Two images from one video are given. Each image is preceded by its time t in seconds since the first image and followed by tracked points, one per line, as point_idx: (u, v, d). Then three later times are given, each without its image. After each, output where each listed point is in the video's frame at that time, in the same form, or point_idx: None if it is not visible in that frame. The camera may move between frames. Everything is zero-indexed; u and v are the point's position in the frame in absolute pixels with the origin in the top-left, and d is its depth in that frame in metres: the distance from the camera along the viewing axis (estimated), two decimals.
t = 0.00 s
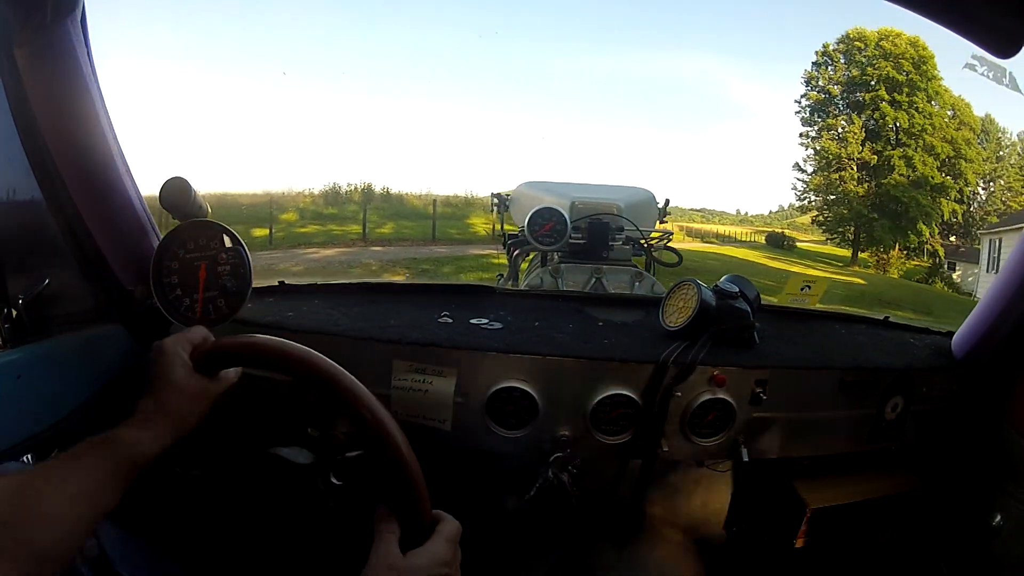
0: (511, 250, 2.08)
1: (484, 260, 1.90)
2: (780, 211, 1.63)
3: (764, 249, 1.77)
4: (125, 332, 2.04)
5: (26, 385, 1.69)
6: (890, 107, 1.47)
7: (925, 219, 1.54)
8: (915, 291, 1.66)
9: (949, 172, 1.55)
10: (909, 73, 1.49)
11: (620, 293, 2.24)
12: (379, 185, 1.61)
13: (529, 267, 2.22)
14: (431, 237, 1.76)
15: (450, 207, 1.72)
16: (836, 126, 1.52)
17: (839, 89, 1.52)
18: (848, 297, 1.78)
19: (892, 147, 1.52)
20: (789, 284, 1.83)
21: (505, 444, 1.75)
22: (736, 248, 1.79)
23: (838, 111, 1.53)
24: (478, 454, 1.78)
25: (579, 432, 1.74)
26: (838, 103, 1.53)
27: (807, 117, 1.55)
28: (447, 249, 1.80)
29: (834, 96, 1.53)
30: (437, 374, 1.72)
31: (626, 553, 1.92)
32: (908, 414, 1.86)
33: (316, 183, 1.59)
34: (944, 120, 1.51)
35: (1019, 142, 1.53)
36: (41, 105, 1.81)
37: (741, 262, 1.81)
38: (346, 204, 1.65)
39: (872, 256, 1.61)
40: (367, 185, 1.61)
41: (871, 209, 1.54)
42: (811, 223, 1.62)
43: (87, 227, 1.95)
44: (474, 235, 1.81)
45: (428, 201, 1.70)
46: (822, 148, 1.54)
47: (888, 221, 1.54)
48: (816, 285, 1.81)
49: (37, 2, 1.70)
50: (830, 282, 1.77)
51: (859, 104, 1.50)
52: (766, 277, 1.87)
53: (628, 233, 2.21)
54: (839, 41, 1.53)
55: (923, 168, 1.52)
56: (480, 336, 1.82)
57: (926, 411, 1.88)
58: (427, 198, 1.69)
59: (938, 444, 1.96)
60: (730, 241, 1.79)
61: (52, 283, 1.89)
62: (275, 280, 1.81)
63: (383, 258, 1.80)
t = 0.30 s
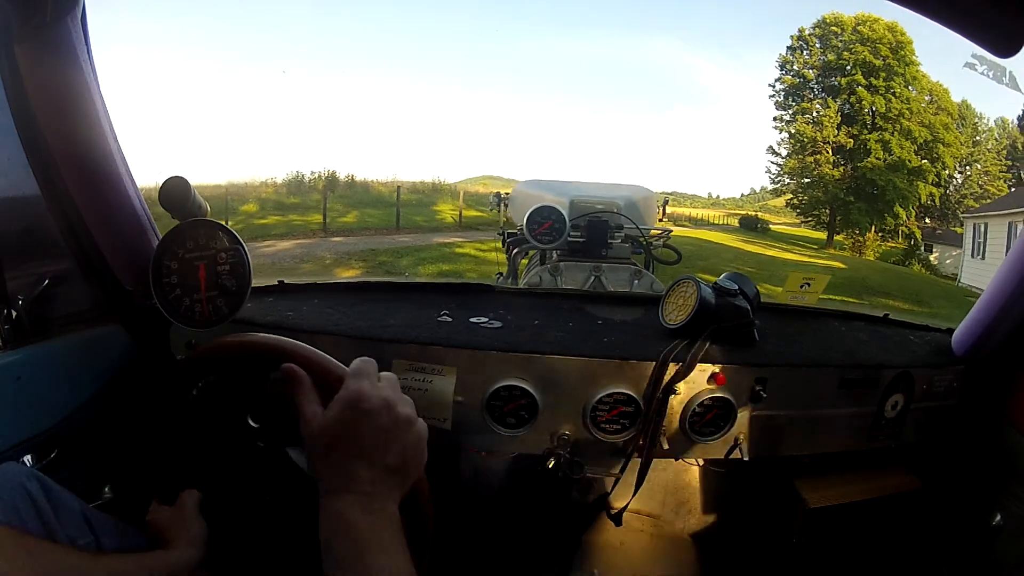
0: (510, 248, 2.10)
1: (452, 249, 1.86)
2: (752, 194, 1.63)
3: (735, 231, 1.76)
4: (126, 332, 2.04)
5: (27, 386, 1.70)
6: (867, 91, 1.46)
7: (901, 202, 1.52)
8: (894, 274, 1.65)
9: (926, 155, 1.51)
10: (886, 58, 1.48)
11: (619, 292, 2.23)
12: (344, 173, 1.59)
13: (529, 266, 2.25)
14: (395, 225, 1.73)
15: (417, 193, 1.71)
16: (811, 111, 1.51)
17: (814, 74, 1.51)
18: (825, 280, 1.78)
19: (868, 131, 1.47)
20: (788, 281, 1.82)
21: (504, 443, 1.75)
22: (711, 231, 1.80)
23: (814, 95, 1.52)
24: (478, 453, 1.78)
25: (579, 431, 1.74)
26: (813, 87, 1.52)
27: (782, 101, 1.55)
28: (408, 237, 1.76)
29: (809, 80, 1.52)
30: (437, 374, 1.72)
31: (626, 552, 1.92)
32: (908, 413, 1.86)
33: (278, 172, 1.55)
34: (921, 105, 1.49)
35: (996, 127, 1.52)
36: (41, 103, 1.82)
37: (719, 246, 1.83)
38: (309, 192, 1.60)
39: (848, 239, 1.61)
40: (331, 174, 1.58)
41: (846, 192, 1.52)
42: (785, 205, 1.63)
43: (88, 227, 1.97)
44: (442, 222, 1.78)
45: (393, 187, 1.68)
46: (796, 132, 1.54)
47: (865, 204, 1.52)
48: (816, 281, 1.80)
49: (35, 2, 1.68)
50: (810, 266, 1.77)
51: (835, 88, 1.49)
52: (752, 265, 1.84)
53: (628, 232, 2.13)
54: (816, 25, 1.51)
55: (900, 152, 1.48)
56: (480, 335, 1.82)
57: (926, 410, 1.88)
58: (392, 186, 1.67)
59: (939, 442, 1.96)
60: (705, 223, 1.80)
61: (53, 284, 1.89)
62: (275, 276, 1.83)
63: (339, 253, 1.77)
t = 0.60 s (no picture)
0: (511, 251, 2.10)
1: (429, 249, 1.90)
2: (735, 185, 1.63)
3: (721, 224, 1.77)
4: (126, 334, 2.04)
5: (27, 388, 1.70)
6: (851, 81, 1.45)
7: (887, 192, 1.49)
8: (878, 262, 1.64)
9: (913, 145, 1.50)
10: (870, 48, 1.50)
11: (620, 295, 2.23)
12: (319, 171, 1.60)
13: (530, 270, 2.25)
14: (371, 224, 1.75)
15: (395, 189, 1.71)
16: (795, 101, 1.53)
17: (797, 64, 1.53)
18: (812, 271, 1.78)
19: (853, 121, 1.47)
20: (788, 284, 1.84)
21: (504, 445, 1.75)
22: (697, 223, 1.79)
23: (798, 85, 1.54)
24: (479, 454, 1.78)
25: (579, 433, 1.74)
26: (797, 78, 1.53)
27: (766, 91, 1.58)
28: (381, 234, 1.79)
29: (792, 70, 1.53)
30: (437, 376, 1.72)
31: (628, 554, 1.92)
32: (908, 414, 1.86)
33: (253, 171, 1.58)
34: (908, 95, 1.50)
35: (980, 117, 1.56)
36: (42, 103, 1.82)
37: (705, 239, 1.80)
38: (286, 192, 1.64)
39: (833, 229, 1.59)
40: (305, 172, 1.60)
41: (832, 182, 1.50)
42: (770, 196, 1.62)
43: (88, 228, 1.97)
44: (421, 219, 1.77)
45: (367, 184, 1.68)
46: (782, 122, 1.55)
47: (850, 194, 1.50)
48: (816, 284, 1.82)
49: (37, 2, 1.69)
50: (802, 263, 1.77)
51: (819, 79, 1.48)
52: (743, 260, 1.82)
53: (628, 234, 2.14)
54: (799, 16, 1.56)
55: (886, 142, 1.47)
56: (480, 337, 1.82)
57: (926, 411, 1.88)
58: (366, 182, 1.68)
59: (938, 442, 1.97)
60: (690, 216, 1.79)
61: (53, 287, 1.87)
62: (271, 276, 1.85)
63: (307, 255, 1.83)
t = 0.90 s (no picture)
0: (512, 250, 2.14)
1: (406, 244, 1.87)
2: (721, 179, 1.65)
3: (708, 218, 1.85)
4: (125, 331, 2.03)
5: (27, 385, 1.68)
6: (842, 76, 1.46)
7: (878, 189, 1.52)
8: (865, 258, 1.67)
9: (904, 142, 1.54)
10: (863, 42, 1.48)
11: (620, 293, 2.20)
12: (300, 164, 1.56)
13: (529, 266, 2.24)
14: (350, 217, 1.74)
15: (375, 181, 1.71)
16: (785, 96, 1.53)
17: (787, 58, 1.53)
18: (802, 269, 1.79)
19: (843, 117, 1.50)
20: (788, 284, 1.83)
21: (504, 442, 1.75)
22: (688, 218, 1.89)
23: (788, 80, 1.54)
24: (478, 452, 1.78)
25: (579, 431, 1.74)
26: (787, 72, 1.53)
27: (755, 86, 1.57)
28: (360, 228, 1.79)
29: (782, 65, 1.53)
30: (437, 373, 1.72)
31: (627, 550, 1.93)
32: (908, 413, 1.86)
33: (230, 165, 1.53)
34: (899, 91, 1.51)
35: (970, 115, 1.55)
36: (42, 101, 1.82)
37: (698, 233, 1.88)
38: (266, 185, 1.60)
39: (822, 226, 1.62)
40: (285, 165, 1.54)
41: (822, 178, 1.54)
42: (760, 191, 1.65)
43: (87, 225, 1.97)
44: (402, 212, 1.78)
45: (346, 177, 1.65)
46: (771, 117, 1.55)
47: (840, 190, 1.53)
48: (816, 283, 1.80)
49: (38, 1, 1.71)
50: (795, 263, 1.78)
51: (810, 74, 1.49)
52: (738, 256, 1.85)
53: (629, 232, 2.15)
54: (789, 10, 1.54)
55: (877, 139, 1.51)
56: (480, 335, 1.82)
57: (926, 410, 1.88)
58: (346, 176, 1.65)
59: (936, 444, 1.97)
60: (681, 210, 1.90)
61: (52, 284, 1.88)
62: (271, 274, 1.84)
63: (276, 252, 1.77)
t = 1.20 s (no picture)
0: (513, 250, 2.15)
1: (392, 246, 1.94)
2: (715, 175, 1.67)
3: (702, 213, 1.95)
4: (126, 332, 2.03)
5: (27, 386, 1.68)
6: (838, 67, 1.43)
7: (875, 181, 1.51)
8: (863, 251, 1.66)
9: (901, 133, 1.49)
10: (856, 34, 1.47)
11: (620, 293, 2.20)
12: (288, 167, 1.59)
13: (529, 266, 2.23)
14: (338, 221, 1.83)
15: (365, 183, 1.77)
16: (779, 89, 1.53)
17: (782, 50, 1.52)
18: (801, 264, 1.77)
19: (839, 109, 1.47)
20: (788, 284, 1.80)
21: (504, 443, 1.75)
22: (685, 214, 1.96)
23: (782, 73, 1.54)
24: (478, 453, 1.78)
25: (579, 432, 1.74)
26: (782, 65, 1.53)
27: (749, 80, 1.57)
28: (350, 230, 1.87)
29: (776, 57, 1.53)
30: (437, 374, 1.73)
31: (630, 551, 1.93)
32: (908, 413, 1.86)
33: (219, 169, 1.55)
34: (895, 82, 1.47)
35: (965, 106, 1.52)
36: (42, 104, 1.82)
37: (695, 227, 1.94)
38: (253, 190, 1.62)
39: (819, 220, 1.62)
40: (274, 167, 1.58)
41: (818, 171, 1.54)
42: (755, 185, 1.66)
43: (87, 224, 1.97)
44: (393, 213, 1.89)
45: (335, 179, 1.71)
46: (766, 110, 1.55)
47: (837, 183, 1.53)
48: (816, 283, 1.78)
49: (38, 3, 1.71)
50: (793, 253, 1.76)
51: (805, 66, 1.49)
52: (738, 254, 1.85)
53: (629, 232, 2.14)
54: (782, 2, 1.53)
55: (875, 130, 1.46)
56: (479, 336, 1.82)
57: (926, 410, 1.88)
58: (334, 179, 1.71)
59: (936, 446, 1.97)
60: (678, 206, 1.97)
61: (53, 283, 1.87)
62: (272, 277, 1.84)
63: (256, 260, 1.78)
